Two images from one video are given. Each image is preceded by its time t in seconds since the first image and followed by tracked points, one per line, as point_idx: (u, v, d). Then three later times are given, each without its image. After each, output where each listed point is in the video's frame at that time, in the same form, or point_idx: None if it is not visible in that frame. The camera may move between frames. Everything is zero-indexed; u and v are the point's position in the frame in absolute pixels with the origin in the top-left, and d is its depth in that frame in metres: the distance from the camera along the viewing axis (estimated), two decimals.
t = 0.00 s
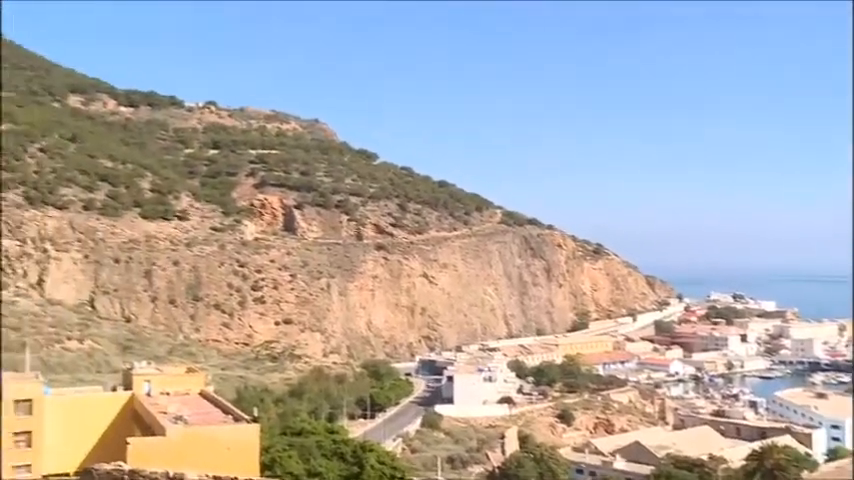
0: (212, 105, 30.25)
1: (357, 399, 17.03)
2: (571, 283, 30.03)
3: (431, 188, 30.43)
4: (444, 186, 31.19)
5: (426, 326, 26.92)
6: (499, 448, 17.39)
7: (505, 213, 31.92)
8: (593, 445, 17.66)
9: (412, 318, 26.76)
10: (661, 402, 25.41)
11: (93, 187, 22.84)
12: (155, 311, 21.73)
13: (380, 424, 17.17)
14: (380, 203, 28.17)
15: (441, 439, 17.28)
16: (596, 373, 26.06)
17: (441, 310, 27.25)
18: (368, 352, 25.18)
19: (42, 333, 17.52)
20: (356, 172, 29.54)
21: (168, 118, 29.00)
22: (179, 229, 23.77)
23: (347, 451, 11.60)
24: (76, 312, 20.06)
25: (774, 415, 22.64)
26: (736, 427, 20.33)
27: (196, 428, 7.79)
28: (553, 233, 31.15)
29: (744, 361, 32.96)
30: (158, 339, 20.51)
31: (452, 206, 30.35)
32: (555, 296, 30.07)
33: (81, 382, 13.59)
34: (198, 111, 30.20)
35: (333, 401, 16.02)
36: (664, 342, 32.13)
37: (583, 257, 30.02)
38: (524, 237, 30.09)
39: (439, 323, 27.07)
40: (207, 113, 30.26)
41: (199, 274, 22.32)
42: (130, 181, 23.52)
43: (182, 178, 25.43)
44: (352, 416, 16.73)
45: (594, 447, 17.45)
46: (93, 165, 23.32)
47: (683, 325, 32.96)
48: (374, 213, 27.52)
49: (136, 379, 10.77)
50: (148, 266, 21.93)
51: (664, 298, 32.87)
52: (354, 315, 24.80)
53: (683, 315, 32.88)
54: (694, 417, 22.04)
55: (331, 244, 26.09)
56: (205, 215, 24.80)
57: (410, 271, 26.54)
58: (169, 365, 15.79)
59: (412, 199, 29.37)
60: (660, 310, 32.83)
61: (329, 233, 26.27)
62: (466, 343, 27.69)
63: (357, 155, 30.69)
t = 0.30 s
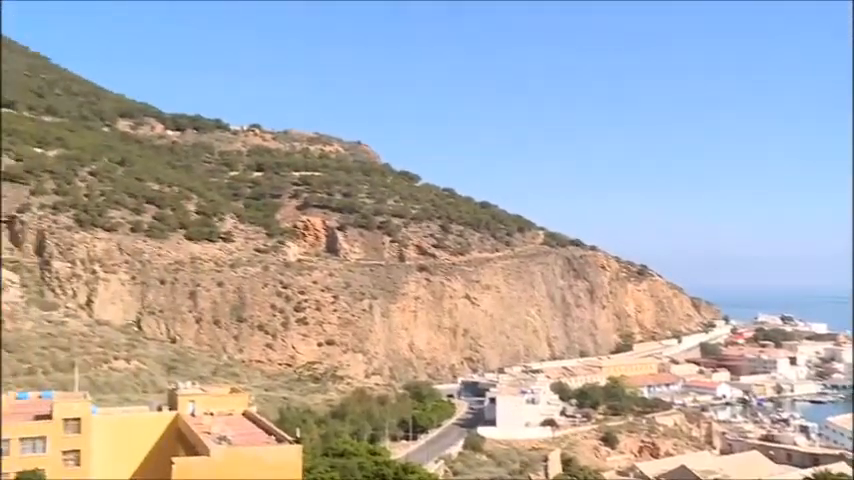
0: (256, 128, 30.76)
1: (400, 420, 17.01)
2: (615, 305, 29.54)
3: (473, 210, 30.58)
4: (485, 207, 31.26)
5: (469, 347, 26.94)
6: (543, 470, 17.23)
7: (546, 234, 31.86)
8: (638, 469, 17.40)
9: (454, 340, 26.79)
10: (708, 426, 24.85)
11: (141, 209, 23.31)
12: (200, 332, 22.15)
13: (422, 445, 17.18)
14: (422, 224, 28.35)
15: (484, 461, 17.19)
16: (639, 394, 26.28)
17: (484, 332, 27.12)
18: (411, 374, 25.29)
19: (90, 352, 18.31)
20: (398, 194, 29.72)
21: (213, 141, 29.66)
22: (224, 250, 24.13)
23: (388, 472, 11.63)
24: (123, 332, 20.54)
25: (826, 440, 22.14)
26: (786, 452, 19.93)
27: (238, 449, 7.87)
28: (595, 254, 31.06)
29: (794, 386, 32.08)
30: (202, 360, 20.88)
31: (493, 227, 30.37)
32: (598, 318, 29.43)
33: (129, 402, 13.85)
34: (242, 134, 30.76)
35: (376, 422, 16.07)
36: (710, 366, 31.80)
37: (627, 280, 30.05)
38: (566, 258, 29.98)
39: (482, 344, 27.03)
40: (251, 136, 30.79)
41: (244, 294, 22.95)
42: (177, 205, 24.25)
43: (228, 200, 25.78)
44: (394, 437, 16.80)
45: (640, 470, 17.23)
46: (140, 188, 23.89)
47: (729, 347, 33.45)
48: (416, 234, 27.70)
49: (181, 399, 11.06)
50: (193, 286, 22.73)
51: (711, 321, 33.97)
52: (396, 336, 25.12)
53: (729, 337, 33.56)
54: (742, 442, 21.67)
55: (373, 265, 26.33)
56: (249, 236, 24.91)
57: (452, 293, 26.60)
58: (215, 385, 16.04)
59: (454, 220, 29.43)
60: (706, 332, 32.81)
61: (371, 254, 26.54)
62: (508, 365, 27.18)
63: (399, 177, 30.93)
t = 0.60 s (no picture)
0: (302, 156, 30.98)
1: (444, 448, 16.80)
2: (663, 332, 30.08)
3: (518, 236, 30.65)
4: (530, 233, 31.13)
5: (514, 375, 26.76)
6: None
7: (592, 260, 31.60)
8: None
9: (499, 367, 26.54)
10: (760, 455, 23.45)
11: (188, 237, 24.03)
12: (245, 359, 22.62)
13: (468, 473, 16.91)
14: (466, 251, 28.32)
15: None
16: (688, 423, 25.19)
17: (528, 359, 27.10)
18: (455, 402, 25.05)
19: (138, 379, 18.84)
20: (442, 220, 29.68)
21: (259, 170, 29.96)
22: (270, 277, 24.46)
23: None
24: (170, 359, 21.13)
25: None
26: None
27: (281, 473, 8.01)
28: (642, 280, 31.34)
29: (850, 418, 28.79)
30: (248, 386, 21.25)
31: (538, 253, 30.19)
32: (645, 346, 30.12)
33: (174, 428, 13.97)
34: (287, 163, 30.98)
35: (419, 450, 15.91)
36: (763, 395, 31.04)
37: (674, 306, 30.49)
38: (612, 285, 29.82)
39: (526, 372, 26.91)
40: (297, 164, 31.00)
41: (289, 322, 23.34)
42: (224, 233, 24.63)
43: (274, 228, 26.19)
44: (439, 466, 16.53)
45: None
46: (189, 217, 24.70)
47: (782, 376, 32.82)
48: (461, 260, 27.68)
49: (226, 425, 11.03)
50: (239, 313, 23.07)
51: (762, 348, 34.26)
52: (441, 364, 25.02)
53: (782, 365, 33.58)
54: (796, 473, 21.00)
55: (418, 293, 26.43)
56: (295, 263, 25.22)
57: (496, 320, 26.54)
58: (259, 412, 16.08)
59: (498, 246, 29.29)
60: (756, 359, 32.58)
61: (416, 282, 26.60)
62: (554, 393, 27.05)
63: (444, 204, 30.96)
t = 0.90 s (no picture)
0: (338, 183, 31.20)
1: (481, 475, 16.67)
2: (702, 358, 30.62)
3: (554, 261, 30.64)
4: (567, 258, 31.08)
5: (551, 402, 26.37)
6: None
7: (629, 285, 31.44)
8: None
9: (536, 394, 26.23)
10: None
11: (226, 263, 24.24)
12: (283, 385, 22.80)
13: None
14: (503, 276, 28.28)
15: None
16: (729, 452, 24.70)
17: (566, 386, 26.80)
18: (492, 429, 24.87)
19: (177, 405, 19.03)
20: (478, 245, 29.75)
21: (297, 197, 30.18)
22: (306, 303, 24.42)
23: None
24: (207, 385, 21.48)
25: None
26: None
27: None
28: (680, 306, 31.32)
29: None
30: (284, 413, 21.36)
31: (575, 279, 30.07)
32: (685, 373, 30.06)
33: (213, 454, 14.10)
34: (324, 190, 31.22)
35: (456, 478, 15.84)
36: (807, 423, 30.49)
37: (713, 332, 31.43)
38: (650, 310, 29.98)
39: (564, 399, 26.63)
40: (334, 191, 31.23)
41: (326, 349, 23.50)
42: (262, 260, 24.89)
43: (311, 255, 26.43)
44: None
45: None
46: (227, 243, 25.01)
47: (827, 404, 32.34)
48: (497, 286, 27.68)
49: (264, 452, 11.15)
50: (276, 340, 23.23)
51: (805, 376, 34.44)
52: (477, 390, 24.92)
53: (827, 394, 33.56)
54: None
55: (454, 319, 26.33)
56: (331, 289, 25.28)
57: (533, 346, 26.42)
58: (296, 437, 16.13)
59: (535, 272, 29.23)
60: (800, 387, 33.19)
61: (453, 308, 26.63)
62: (593, 421, 26.83)
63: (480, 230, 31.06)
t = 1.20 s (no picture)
0: (376, 210, 31.36)
1: None
2: (745, 385, 30.27)
3: (592, 287, 30.50)
4: (605, 284, 30.91)
5: (591, 429, 26.07)
6: None
7: (669, 312, 31.13)
8: None
9: (575, 421, 25.95)
10: None
11: (264, 290, 24.53)
12: (320, 411, 22.85)
13: None
14: (541, 303, 28.17)
15: None
16: None
17: (606, 413, 26.52)
18: (531, 456, 24.63)
19: (216, 431, 19.15)
20: (516, 271, 29.72)
21: (335, 224, 30.37)
22: (344, 331, 24.51)
23: None
24: (246, 411, 21.64)
25: None
26: None
27: None
28: (722, 333, 31.01)
29: None
30: (322, 440, 21.38)
31: (613, 305, 29.84)
32: (728, 401, 29.66)
33: None
34: (362, 218, 31.37)
35: None
36: None
37: (756, 360, 31.26)
38: (691, 337, 29.66)
39: (603, 426, 26.28)
40: (371, 218, 31.38)
41: (363, 375, 23.50)
42: (299, 287, 25.13)
43: (348, 282, 26.58)
44: None
45: None
46: (266, 271, 25.26)
47: None
48: (535, 313, 27.58)
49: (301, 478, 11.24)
50: (314, 367, 23.30)
51: None
52: (516, 418, 24.77)
53: None
54: None
55: (493, 346, 26.22)
56: (369, 317, 25.39)
57: (572, 373, 26.22)
58: (333, 464, 16.17)
59: (573, 298, 29.11)
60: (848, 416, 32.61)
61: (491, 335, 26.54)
62: (632, 448, 26.26)
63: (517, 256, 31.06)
